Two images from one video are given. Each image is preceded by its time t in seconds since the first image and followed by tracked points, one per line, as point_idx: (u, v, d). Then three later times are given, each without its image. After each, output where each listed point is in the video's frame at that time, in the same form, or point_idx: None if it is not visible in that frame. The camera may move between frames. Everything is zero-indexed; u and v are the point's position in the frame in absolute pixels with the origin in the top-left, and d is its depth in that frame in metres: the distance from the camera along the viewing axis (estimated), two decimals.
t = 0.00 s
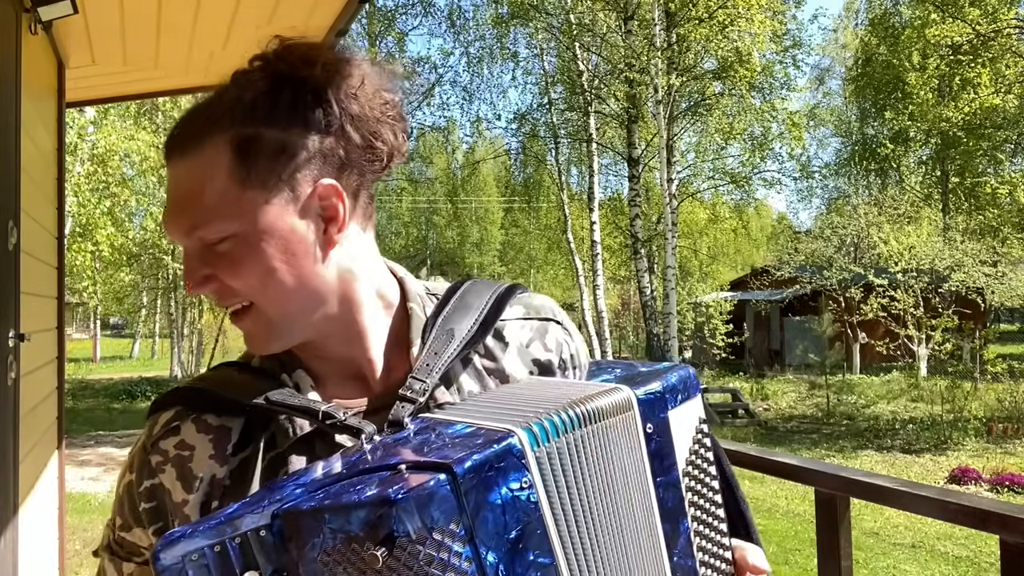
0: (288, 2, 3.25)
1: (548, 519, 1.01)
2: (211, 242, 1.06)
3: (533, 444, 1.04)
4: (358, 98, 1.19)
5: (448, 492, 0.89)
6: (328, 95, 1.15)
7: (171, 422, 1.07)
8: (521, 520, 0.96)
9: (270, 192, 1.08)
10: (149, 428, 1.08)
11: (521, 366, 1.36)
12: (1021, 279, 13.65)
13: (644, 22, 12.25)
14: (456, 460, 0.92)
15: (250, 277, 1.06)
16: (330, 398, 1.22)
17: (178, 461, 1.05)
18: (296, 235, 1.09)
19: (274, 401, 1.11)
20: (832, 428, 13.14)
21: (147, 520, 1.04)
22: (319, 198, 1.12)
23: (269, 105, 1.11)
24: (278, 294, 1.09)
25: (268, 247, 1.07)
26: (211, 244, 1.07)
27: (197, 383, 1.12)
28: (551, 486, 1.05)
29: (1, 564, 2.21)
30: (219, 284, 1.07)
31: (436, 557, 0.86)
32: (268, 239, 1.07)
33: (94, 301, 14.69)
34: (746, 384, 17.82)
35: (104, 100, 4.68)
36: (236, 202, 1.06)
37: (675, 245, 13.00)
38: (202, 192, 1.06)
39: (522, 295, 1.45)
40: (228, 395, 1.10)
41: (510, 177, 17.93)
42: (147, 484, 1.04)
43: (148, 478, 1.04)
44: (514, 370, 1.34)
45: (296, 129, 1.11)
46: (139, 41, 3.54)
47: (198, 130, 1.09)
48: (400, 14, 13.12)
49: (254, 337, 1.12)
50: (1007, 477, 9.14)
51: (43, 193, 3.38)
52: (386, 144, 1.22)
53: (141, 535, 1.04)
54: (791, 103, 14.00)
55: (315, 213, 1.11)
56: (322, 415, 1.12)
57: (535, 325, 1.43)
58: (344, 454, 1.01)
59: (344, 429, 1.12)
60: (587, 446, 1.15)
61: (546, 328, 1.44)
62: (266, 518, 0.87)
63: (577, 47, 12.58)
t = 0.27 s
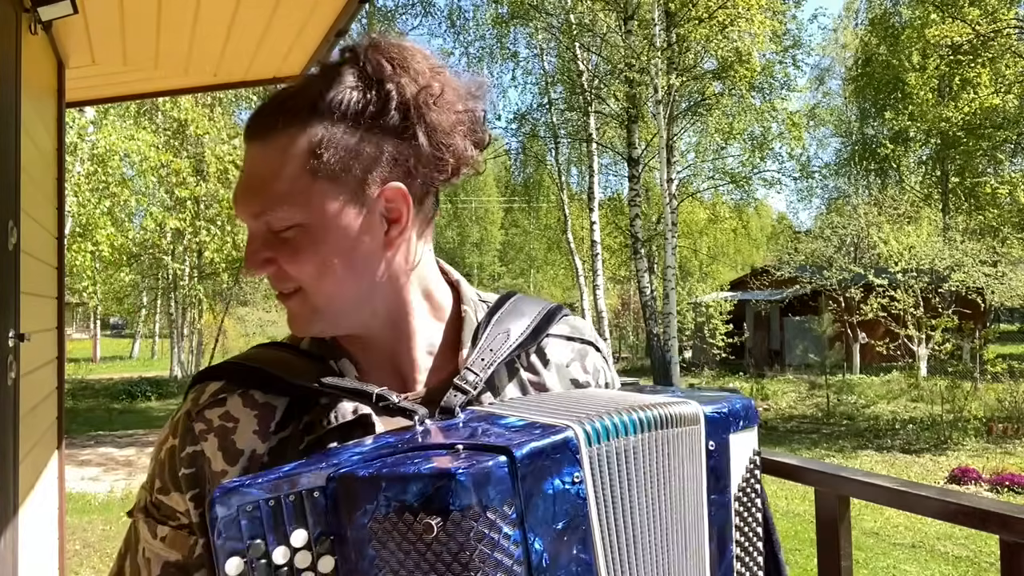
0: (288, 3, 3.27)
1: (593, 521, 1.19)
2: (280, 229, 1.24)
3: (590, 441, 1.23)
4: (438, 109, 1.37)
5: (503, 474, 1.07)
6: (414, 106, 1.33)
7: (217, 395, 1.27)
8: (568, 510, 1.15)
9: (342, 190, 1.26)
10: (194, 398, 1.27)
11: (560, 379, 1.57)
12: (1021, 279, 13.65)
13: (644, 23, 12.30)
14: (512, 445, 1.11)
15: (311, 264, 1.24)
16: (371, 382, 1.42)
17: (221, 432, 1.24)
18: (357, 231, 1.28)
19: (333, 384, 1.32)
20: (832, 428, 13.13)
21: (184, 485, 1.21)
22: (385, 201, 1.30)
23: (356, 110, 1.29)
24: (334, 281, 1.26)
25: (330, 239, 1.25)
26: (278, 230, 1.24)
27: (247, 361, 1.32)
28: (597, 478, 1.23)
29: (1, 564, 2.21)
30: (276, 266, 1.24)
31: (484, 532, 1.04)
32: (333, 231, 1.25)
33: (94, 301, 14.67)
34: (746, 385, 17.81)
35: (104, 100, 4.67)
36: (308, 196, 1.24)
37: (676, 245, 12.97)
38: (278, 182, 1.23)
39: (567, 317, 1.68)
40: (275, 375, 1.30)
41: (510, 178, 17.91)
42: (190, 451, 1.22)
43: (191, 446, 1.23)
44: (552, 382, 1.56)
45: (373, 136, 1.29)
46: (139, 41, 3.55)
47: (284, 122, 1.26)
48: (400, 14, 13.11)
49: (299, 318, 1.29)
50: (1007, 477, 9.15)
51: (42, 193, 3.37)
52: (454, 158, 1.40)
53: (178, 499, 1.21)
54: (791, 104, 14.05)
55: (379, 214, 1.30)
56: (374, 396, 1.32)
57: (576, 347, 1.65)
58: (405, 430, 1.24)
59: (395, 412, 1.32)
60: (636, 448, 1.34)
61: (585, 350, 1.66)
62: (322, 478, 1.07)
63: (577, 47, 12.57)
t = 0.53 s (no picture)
0: (287, 3, 3.27)
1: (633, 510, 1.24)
2: (340, 218, 1.32)
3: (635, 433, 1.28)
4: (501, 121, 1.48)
5: (551, 457, 1.13)
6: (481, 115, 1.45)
7: (259, 377, 1.32)
8: (610, 497, 1.20)
9: (403, 185, 1.35)
10: (235, 379, 1.33)
11: (588, 383, 1.63)
12: (1021, 279, 13.65)
13: (644, 22, 12.27)
14: (563, 429, 1.17)
15: (367, 253, 1.32)
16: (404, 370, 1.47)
17: (261, 413, 1.29)
18: (412, 226, 1.35)
19: (376, 371, 1.38)
20: (832, 428, 13.13)
21: (222, 464, 1.26)
22: (444, 200, 1.39)
23: (427, 113, 1.40)
24: (387, 271, 1.34)
25: (387, 231, 1.33)
26: (337, 219, 1.33)
27: (290, 346, 1.38)
28: (637, 470, 1.28)
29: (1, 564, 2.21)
30: (335, 253, 1.32)
31: (535, 508, 1.10)
32: (390, 224, 1.33)
33: (93, 301, 14.67)
34: (747, 385, 17.82)
35: (103, 100, 4.68)
36: (371, 189, 1.32)
37: (676, 245, 12.97)
38: (343, 172, 1.32)
39: (596, 328, 1.74)
40: (316, 361, 1.36)
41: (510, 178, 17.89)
42: (230, 430, 1.27)
43: (231, 425, 1.27)
44: (581, 386, 1.62)
45: (437, 139, 1.40)
46: (139, 41, 3.55)
47: (355, 117, 1.37)
48: (400, 14, 13.08)
49: (346, 306, 1.37)
50: (1007, 478, 9.15)
51: (43, 194, 3.38)
52: (510, 169, 1.50)
53: (213, 476, 1.25)
54: (791, 103, 14.07)
55: (437, 212, 1.38)
56: (419, 383, 1.40)
57: (604, 356, 1.71)
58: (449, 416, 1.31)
59: (438, 399, 1.40)
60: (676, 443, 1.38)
61: (611, 361, 1.72)
62: (372, 454, 1.12)
63: (577, 47, 12.57)
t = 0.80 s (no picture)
0: (287, 3, 3.27)
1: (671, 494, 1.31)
2: (386, 209, 1.38)
3: (677, 420, 1.36)
4: (542, 132, 1.58)
5: (603, 435, 1.21)
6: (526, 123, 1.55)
7: (290, 361, 1.35)
8: (652, 478, 1.28)
9: (450, 182, 1.43)
10: (265, 363, 1.35)
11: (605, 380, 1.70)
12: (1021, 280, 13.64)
13: (644, 23, 12.27)
14: (613, 411, 1.26)
15: (412, 245, 1.38)
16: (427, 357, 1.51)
17: (293, 396, 1.31)
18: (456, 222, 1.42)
19: (409, 357, 1.42)
20: (832, 428, 13.12)
21: (251, 446, 1.28)
22: (487, 200, 1.47)
23: (476, 117, 1.49)
24: (428, 265, 1.40)
25: (431, 225, 1.40)
26: (383, 209, 1.39)
27: (323, 333, 1.40)
28: (679, 453, 1.35)
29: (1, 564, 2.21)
30: (380, 241, 1.37)
31: (587, 482, 1.18)
32: (436, 218, 1.40)
33: (93, 301, 14.67)
34: (747, 385, 17.83)
35: (103, 100, 4.68)
36: (421, 183, 1.40)
37: (676, 245, 12.97)
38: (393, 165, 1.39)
39: (608, 333, 1.83)
40: (348, 348, 1.39)
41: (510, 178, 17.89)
42: (259, 412, 1.29)
43: (260, 408, 1.29)
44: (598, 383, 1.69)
45: (483, 142, 1.49)
46: (139, 41, 3.55)
47: (409, 113, 1.44)
48: (400, 14, 13.07)
49: (383, 295, 1.42)
50: (1007, 478, 9.15)
51: (43, 193, 3.38)
52: (544, 179, 1.60)
53: (239, 458, 1.27)
54: (791, 103, 14.09)
55: (480, 211, 1.46)
56: (458, 368, 1.45)
57: (617, 357, 1.78)
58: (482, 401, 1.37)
59: (474, 385, 1.46)
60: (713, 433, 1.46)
61: (622, 366, 1.78)
62: (425, 428, 1.18)
63: (577, 47, 12.58)
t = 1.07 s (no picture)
0: (287, 3, 3.27)
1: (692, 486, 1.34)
2: (408, 210, 1.38)
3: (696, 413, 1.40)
4: (551, 137, 1.64)
5: (637, 428, 1.24)
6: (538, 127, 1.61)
7: (301, 364, 1.37)
8: (677, 470, 1.31)
9: (472, 183, 1.45)
10: (274, 367, 1.36)
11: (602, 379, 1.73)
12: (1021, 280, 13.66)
13: (644, 23, 12.27)
14: (642, 405, 1.29)
15: (434, 245, 1.39)
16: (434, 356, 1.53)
17: (308, 399, 1.33)
18: (477, 223, 1.44)
19: (421, 358, 1.45)
20: (832, 428, 13.12)
21: (262, 450, 1.28)
22: (505, 201, 1.51)
23: (493, 120, 1.53)
24: (450, 265, 1.41)
25: (454, 225, 1.41)
26: (404, 210, 1.39)
27: (329, 334, 1.43)
28: (700, 443, 1.39)
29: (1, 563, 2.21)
30: (402, 243, 1.37)
31: (623, 471, 1.21)
32: (458, 219, 1.42)
33: (93, 301, 14.67)
34: (746, 384, 17.83)
35: (103, 100, 4.68)
36: (444, 184, 1.41)
37: (676, 245, 12.97)
38: (416, 165, 1.39)
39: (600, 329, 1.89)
40: (360, 349, 1.41)
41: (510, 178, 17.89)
42: (270, 415, 1.29)
43: (271, 411, 1.30)
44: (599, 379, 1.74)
45: (500, 145, 1.53)
46: (139, 42, 3.55)
47: (431, 114, 1.45)
48: (400, 14, 13.08)
49: (400, 297, 1.41)
50: (1007, 478, 9.15)
51: (42, 194, 3.37)
52: (552, 183, 1.66)
53: (251, 463, 1.27)
54: (791, 103, 14.10)
55: (498, 212, 1.49)
56: (476, 369, 1.49)
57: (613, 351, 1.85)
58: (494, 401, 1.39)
59: (490, 385, 1.49)
60: (730, 425, 1.49)
61: (616, 368, 1.79)
62: (462, 425, 1.20)
63: (577, 47, 12.59)
